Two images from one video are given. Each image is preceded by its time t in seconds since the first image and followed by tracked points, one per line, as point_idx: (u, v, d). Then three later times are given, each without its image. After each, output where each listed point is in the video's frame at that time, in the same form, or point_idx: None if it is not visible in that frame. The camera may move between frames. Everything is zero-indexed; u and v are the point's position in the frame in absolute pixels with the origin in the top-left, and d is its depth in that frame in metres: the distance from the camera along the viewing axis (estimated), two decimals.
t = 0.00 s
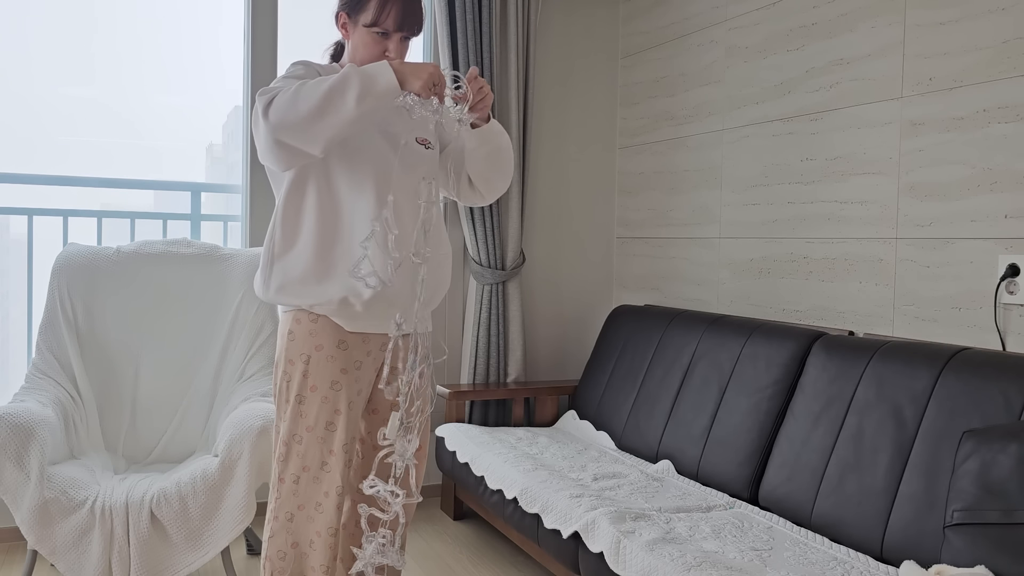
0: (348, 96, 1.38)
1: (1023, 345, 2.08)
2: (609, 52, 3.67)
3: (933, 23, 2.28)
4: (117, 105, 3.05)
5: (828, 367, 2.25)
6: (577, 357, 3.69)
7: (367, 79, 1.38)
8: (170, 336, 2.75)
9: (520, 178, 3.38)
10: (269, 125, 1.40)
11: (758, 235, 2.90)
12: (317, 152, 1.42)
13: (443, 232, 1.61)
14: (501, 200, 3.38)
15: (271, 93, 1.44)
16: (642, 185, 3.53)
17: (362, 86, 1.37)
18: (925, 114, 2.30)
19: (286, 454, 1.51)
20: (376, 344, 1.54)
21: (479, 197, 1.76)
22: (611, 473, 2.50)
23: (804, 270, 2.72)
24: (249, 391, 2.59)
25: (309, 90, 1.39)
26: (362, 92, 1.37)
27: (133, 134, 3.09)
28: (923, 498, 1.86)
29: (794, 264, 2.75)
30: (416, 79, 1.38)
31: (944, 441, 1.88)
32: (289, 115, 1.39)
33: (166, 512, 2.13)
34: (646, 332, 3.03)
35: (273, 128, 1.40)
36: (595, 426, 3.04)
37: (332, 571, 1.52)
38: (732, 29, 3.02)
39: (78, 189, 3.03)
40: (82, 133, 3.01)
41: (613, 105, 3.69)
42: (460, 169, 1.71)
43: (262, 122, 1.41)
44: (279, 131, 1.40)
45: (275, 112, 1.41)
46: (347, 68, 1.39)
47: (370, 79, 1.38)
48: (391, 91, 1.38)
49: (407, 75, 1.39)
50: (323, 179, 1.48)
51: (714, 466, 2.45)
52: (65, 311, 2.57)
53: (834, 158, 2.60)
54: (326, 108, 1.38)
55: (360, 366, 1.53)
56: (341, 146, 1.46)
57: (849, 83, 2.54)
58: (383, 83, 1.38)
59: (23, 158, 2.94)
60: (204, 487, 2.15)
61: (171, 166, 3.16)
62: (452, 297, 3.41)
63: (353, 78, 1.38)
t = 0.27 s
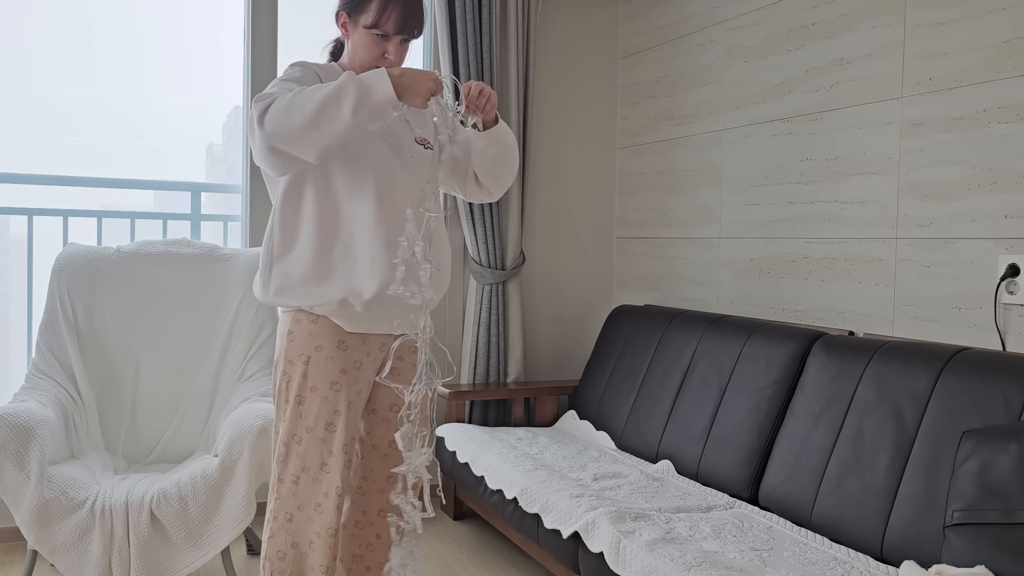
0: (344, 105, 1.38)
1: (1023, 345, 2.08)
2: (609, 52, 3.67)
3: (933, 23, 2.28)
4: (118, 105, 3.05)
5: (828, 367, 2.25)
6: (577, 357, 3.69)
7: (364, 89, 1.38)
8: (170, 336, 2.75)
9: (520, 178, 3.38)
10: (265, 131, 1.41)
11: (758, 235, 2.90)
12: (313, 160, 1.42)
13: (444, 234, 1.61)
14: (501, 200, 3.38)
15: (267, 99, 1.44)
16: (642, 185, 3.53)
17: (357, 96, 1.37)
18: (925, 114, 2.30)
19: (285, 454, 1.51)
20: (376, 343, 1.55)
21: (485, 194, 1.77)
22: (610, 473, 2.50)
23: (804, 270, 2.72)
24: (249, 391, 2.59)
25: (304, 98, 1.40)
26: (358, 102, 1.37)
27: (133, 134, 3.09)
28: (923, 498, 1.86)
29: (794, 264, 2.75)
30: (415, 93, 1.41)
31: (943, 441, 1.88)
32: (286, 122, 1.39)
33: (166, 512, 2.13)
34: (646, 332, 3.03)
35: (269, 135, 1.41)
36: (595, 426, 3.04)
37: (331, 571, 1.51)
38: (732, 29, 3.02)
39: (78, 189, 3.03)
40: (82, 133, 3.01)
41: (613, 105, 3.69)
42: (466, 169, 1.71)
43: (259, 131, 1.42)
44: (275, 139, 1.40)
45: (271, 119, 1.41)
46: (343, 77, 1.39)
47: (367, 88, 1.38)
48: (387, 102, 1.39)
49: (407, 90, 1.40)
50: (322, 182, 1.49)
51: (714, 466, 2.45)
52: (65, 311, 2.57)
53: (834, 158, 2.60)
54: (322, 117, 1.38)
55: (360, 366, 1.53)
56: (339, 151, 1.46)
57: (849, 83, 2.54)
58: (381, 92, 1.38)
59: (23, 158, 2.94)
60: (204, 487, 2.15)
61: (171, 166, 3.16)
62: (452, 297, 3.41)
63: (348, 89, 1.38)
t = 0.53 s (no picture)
0: (348, 110, 1.37)
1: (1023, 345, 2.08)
2: (609, 52, 3.67)
3: (933, 23, 2.28)
4: (117, 106, 3.05)
5: (828, 367, 2.25)
6: (577, 357, 3.69)
7: (369, 94, 1.38)
8: (170, 336, 2.75)
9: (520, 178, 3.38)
10: (268, 135, 1.40)
11: (758, 235, 2.90)
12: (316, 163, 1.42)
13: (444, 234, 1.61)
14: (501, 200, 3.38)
15: (271, 102, 1.43)
16: (642, 185, 3.53)
17: (361, 100, 1.37)
18: (925, 114, 2.30)
19: (285, 454, 1.51)
20: (376, 344, 1.55)
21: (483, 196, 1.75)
22: (611, 473, 2.50)
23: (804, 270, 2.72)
24: (249, 391, 2.59)
25: (308, 102, 1.39)
26: (362, 107, 1.37)
27: (133, 134, 3.09)
28: (923, 498, 1.86)
29: (794, 264, 2.75)
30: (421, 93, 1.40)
31: (944, 441, 1.88)
32: (289, 126, 1.39)
33: (166, 512, 2.13)
34: (646, 332, 3.03)
35: (273, 139, 1.40)
36: (595, 426, 3.04)
37: (331, 571, 1.51)
38: (732, 29, 3.02)
39: (78, 189, 3.03)
40: (82, 133, 3.01)
41: (613, 105, 3.69)
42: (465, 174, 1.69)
43: (262, 134, 1.41)
44: (279, 143, 1.40)
45: (275, 123, 1.41)
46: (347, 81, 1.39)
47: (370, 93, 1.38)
48: (390, 106, 1.38)
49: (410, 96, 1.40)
50: (323, 185, 1.49)
51: (714, 466, 2.45)
52: (65, 311, 2.57)
53: (834, 158, 2.60)
54: (326, 122, 1.38)
55: (360, 367, 1.53)
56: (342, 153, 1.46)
57: (849, 83, 2.54)
58: (384, 97, 1.38)
59: (23, 158, 2.94)
60: (204, 487, 2.15)
61: (171, 166, 3.16)
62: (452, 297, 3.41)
63: (352, 94, 1.37)
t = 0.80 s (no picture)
0: (349, 110, 1.38)
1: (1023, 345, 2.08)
2: (609, 52, 3.67)
3: (933, 23, 2.28)
4: (117, 106, 3.05)
5: (828, 367, 2.25)
6: (577, 356, 3.69)
7: (370, 95, 1.38)
8: (170, 335, 2.75)
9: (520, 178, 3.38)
10: (269, 136, 1.41)
11: (758, 235, 2.90)
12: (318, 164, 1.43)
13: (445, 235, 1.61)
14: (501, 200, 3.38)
15: (272, 103, 1.44)
16: (642, 185, 3.53)
17: (362, 101, 1.38)
18: (925, 114, 2.30)
19: (286, 454, 1.52)
20: (377, 344, 1.54)
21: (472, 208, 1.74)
22: (611, 473, 2.50)
23: (804, 270, 2.72)
24: (249, 391, 2.59)
25: (310, 103, 1.40)
26: (363, 107, 1.38)
27: (133, 134, 3.09)
28: (923, 498, 1.86)
29: (794, 264, 2.75)
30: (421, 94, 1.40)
31: (944, 441, 1.88)
32: (290, 127, 1.40)
33: (166, 512, 2.13)
34: (646, 332, 3.03)
35: (274, 139, 1.41)
36: (595, 426, 3.04)
37: (331, 571, 1.52)
38: (732, 29, 3.02)
39: (78, 189, 3.03)
40: (82, 133, 3.01)
41: (613, 105, 3.69)
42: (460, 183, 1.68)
43: (263, 135, 1.42)
44: (280, 144, 1.41)
45: (276, 123, 1.42)
46: (349, 82, 1.39)
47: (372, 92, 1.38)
48: (391, 105, 1.38)
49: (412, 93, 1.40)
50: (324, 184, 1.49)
51: (714, 466, 2.45)
52: (65, 311, 2.57)
53: (834, 158, 2.60)
54: (327, 123, 1.39)
55: (360, 367, 1.53)
56: (343, 153, 1.46)
57: (849, 83, 2.54)
58: (385, 96, 1.38)
59: (22, 158, 2.94)
60: (204, 487, 2.15)
61: (171, 166, 3.16)
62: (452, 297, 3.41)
63: (353, 94, 1.38)
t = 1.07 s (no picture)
0: (342, 111, 1.38)
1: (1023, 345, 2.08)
2: (609, 52, 3.67)
3: (933, 23, 2.28)
4: (118, 106, 3.05)
5: (828, 367, 2.25)
6: (577, 356, 3.69)
7: (362, 95, 1.38)
8: (170, 336, 2.75)
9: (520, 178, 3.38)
10: (264, 139, 1.41)
11: (758, 235, 2.90)
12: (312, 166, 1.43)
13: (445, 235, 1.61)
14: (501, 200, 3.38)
15: (266, 106, 1.44)
16: (642, 185, 3.53)
17: (355, 101, 1.37)
18: (925, 114, 2.30)
19: (285, 454, 1.52)
20: (376, 344, 1.54)
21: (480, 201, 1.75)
22: (611, 473, 2.50)
23: (804, 270, 2.72)
24: (249, 391, 2.59)
25: (304, 104, 1.40)
26: (356, 108, 1.37)
27: (133, 134, 3.09)
28: (924, 499, 1.86)
29: (794, 264, 2.75)
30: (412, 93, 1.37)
31: (944, 441, 1.88)
32: (284, 130, 1.40)
33: (166, 512, 2.13)
34: (646, 332, 3.03)
35: (269, 142, 1.41)
36: (595, 426, 3.04)
37: (331, 571, 1.51)
38: (732, 29, 3.02)
39: (78, 189, 3.03)
40: (82, 133, 3.01)
41: (613, 105, 3.69)
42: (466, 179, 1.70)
43: (258, 138, 1.42)
44: (275, 148, 1.41)
45: (270, 127, 1.42)
46: (342, 83, 1.39)
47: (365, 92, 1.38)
48: (384, 105, 1.38)
49: (403, 91, 1.37)
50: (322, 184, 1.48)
51: (714, 466, 2.45)
52: (65, 311, 2.57)
53: (834, 158, 2.60)
54: (320, 125, 1.39)
55: (359, 367, 1.53)
56: (342, 154, 1.46)
57: (849, 83, 2.54)
58: (378, 97, 1.37)
59: (22, 158, 2.94)
60: (204, 486, 2.15)
61: (171, 166, 3.16)
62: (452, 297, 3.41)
63: (346, 95, 1.38)
